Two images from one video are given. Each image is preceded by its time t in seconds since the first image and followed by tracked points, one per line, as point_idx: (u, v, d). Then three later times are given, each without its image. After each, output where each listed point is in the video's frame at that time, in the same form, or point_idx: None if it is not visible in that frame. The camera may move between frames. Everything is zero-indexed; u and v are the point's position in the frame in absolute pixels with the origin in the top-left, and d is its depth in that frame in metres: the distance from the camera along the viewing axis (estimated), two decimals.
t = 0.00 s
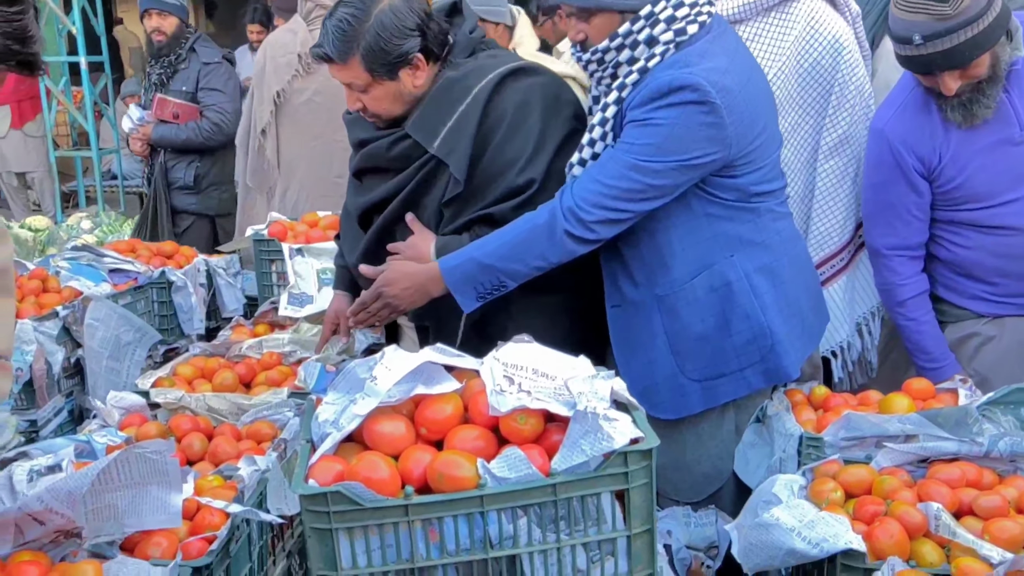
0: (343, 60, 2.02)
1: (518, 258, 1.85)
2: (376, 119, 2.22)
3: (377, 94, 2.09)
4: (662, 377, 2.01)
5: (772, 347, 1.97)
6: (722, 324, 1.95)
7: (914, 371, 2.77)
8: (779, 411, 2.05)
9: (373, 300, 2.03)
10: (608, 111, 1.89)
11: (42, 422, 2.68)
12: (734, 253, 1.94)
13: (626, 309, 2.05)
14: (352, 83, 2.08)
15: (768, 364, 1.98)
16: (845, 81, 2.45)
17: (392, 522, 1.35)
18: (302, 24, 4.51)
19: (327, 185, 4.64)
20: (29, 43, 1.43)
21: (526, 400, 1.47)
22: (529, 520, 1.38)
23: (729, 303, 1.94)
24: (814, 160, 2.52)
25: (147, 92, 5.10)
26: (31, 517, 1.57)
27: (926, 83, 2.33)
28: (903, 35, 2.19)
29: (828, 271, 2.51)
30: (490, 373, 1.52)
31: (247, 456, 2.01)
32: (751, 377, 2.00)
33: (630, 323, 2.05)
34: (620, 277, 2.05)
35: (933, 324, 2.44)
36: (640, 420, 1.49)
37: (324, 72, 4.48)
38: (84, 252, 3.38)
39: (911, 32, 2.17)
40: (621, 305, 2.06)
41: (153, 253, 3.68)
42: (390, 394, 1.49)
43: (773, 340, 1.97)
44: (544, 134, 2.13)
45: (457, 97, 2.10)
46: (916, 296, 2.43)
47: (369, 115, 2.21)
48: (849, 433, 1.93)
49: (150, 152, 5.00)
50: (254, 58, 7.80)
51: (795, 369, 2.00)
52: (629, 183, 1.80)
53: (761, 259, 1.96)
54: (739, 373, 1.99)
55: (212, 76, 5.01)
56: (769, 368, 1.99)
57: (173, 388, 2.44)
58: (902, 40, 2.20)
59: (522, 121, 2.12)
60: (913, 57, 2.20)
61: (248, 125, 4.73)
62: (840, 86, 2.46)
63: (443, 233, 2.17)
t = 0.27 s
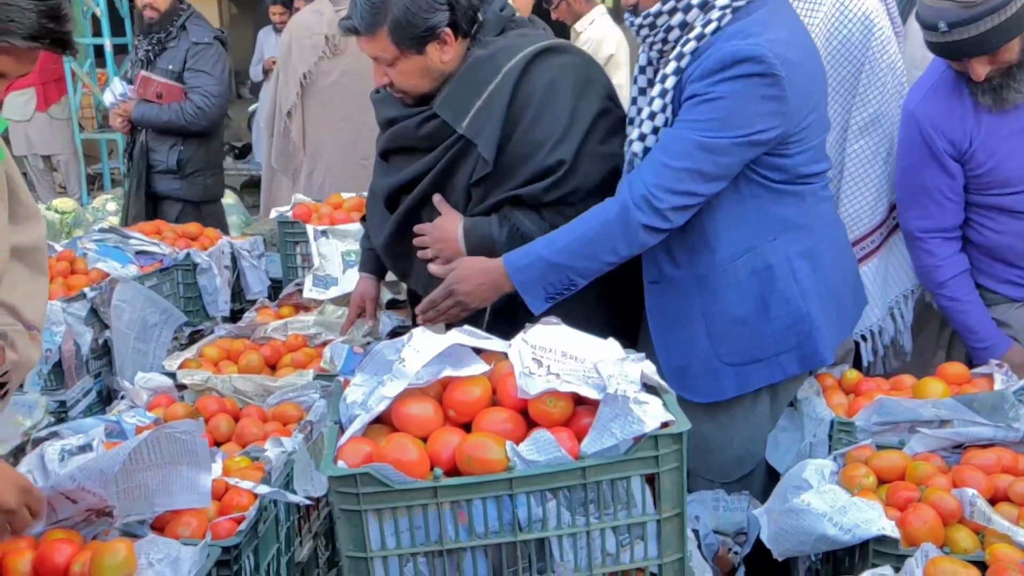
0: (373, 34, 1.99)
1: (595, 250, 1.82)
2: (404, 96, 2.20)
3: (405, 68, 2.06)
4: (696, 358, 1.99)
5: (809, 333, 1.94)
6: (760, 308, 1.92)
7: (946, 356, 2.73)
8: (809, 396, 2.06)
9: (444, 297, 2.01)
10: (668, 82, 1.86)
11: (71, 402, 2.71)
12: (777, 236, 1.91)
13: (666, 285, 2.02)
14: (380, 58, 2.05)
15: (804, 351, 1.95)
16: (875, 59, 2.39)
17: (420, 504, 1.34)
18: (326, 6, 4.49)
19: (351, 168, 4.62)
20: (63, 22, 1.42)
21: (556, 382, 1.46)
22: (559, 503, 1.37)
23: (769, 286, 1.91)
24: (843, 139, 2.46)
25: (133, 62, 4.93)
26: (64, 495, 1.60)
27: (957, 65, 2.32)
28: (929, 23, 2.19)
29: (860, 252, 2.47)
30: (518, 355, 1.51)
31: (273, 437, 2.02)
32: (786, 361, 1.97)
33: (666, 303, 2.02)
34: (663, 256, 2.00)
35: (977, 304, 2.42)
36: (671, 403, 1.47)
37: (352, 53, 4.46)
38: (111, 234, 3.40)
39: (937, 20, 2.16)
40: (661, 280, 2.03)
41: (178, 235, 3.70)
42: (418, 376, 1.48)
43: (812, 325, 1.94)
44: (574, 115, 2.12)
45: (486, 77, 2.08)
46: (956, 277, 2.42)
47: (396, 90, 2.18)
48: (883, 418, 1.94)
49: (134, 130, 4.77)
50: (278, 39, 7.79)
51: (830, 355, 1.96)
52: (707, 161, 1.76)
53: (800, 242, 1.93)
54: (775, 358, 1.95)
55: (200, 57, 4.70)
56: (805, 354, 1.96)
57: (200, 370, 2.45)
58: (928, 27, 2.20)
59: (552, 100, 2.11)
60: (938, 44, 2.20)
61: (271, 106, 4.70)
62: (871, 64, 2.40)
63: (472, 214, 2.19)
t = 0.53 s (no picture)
0: None
1: (722, 234, 1.83)
2: (441, 64, 2.19)
3: (449, 27, 2.06)
4: (711, 321, 2.04)
5: (829, 304, 1.97)
6: (786, 276, 1.96)
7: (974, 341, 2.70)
8: (835, 378, 2.03)
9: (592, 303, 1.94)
10: (724, 34, 1.90)
11: (99, 382, 2.74)
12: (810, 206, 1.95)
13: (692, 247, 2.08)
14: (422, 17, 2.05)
15: (822, 320, 1.99)
16: (905, 38, 2.40)
17: (446, 485, 1.34)
18: None
19: (373, 151, 4.63)
20: (93, 5, 1.36)
21: (582, 363, 1.45)
22: (584, 484, 1.37)
23: (798, 254, 1.95)
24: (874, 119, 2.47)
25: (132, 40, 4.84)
26: (93, 473, 1.62)
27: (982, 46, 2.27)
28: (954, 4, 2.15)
29: (890, 236, 2.45)
30: (543, 336, 1.50)
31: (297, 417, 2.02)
32: (808, 331, 1.99)
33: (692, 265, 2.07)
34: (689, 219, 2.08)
35: (1002, 289, 2.36)
36: (697, 385, 1.47)
37: (377, 33, 4.42)
38: (136, 214, 3.41)
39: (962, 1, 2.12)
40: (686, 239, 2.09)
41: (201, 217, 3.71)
42: (442, 357, 1.48)
43: (833, 296, 1.97)
44: (614, 91, 2.12)
45: (526, 51, 2.10)
46: (982, 260, 2.36)
47: (432, 56, 2.17)
48: (911, 401, 1.89)
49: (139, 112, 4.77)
50: (300, 22, 7.77)
51: (848, 328, 2.00)
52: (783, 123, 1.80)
53: (829, 213, 1.97)
54: (794, 327, 1.98)
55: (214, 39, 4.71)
56: (823, 325, 1.99)
57: (225, 350, 2.47)
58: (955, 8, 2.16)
59: (592, 77, 2.10)
60: (964, 26, 2.16)
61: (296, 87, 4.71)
62: (900, 43, 2.41)
63: (505, 189, 2.20)
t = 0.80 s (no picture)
0: None
1: (815, 188, 1.97)
2: (475, 33, 2.21)
3: None
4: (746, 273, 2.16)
5: (858, 253, 2.16)
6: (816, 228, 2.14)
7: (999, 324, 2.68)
8: (857, 360, 2.02)
9: (710, 279, 2.04)
10: None
11: (126, 361, 2.78)
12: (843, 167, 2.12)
13: (712, 200, 2.16)
14: None
15: (852, 269, 2.16)
16: (925, 18, 2.31)
17: (466, 464, 1.35)
18: None
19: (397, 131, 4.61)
20: None
21: (602, 344, 1.45)
22: (603, 465, 1.37)
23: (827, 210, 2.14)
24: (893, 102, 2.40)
25: (144, 22, 4.75)
26: (120, 451, 1.64)
27: None
28: None
29: (908, 221, 2.42)
30: (564, 317, 1.50)
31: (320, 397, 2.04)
32: (835, 283, 2.17)
33: (715, 215, 2.16)
34: (711, 173, 2.15)
35: (1015, 274, 2.34)
36: (718, 366, 1.46)
37: (400, 14, 4.42)
38: (163, 197, 3.45)
39: None
40: (708, 198, 2.16)
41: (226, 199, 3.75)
42: (463, 337, 1.48)
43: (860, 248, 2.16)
44: (650, 68, 2.17)
45: (566, 24, 2.17)
46: (999, 243, 2.33)
47: (467, 24, 2.19)
48: (933, 383, 1.89)
49: (163, 97, 4.72)
50: (324, 6, 7.78)
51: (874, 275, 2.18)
52: (840, 78, 1.95)
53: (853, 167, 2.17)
54: (824, 276, 2.16)
55: (246, 27, 4.78)
56: (854, 273, 2.17)
57: (249, 330, 2.49)
58: None
59: (632, 57, 2.18)
60: None
61: (321, 69, 4.75)
62: (920, 23, 2.32)
63: (541, 166, 2.25)
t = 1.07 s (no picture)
0: None
1: (853, 159, 1.98)
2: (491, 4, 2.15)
3: None
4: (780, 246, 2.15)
5: (894, 226, 2.16)
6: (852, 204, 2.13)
7: None
8: (885, 346, 1.99)
9: (746, 249, 2.04)
10: None
11: (150, 345, 2.80)
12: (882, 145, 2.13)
13: (745, 173, 2.20)
14: None
15: (885, 242, 2.16)
16: None
17: (485, 451, 1.34)
18: None
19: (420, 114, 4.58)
20: None
21: (623, 330, 1.43)
22: (624, 452, 1.35)
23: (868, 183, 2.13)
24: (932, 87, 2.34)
25: (154, 10, 4.74)
26: (142, 435, 1.66)
27: None
28: None
29: (946, 208, 2.38)
30: (584, 302, 1.48)
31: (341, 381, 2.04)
32: (869, 255, 2.16)
33: (747, 189, 2.20)
34: (743, 146, 2.19)
35: None
36: (741, 352, 1.44)
37: None
38: (186, 181, 3.46)
39: None
40: (741, 170, 2.20)
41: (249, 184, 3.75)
42: (482, 323, 1.47)
43: (894, 219, 2.16)
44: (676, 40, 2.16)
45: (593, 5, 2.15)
46: None
47: None
48: (964, 370, 1.85)
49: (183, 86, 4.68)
50: None
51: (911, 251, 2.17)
52: (881, 48, 1.99)
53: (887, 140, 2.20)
54: (857, 249, 2.15)
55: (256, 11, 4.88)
56: (887, 246, 2.16)
57: (271, 315, 2.50)
58: None
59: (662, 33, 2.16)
60: None
61: (344, 52, 4.74)
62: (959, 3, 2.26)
63: (575, 150, 2.21)
